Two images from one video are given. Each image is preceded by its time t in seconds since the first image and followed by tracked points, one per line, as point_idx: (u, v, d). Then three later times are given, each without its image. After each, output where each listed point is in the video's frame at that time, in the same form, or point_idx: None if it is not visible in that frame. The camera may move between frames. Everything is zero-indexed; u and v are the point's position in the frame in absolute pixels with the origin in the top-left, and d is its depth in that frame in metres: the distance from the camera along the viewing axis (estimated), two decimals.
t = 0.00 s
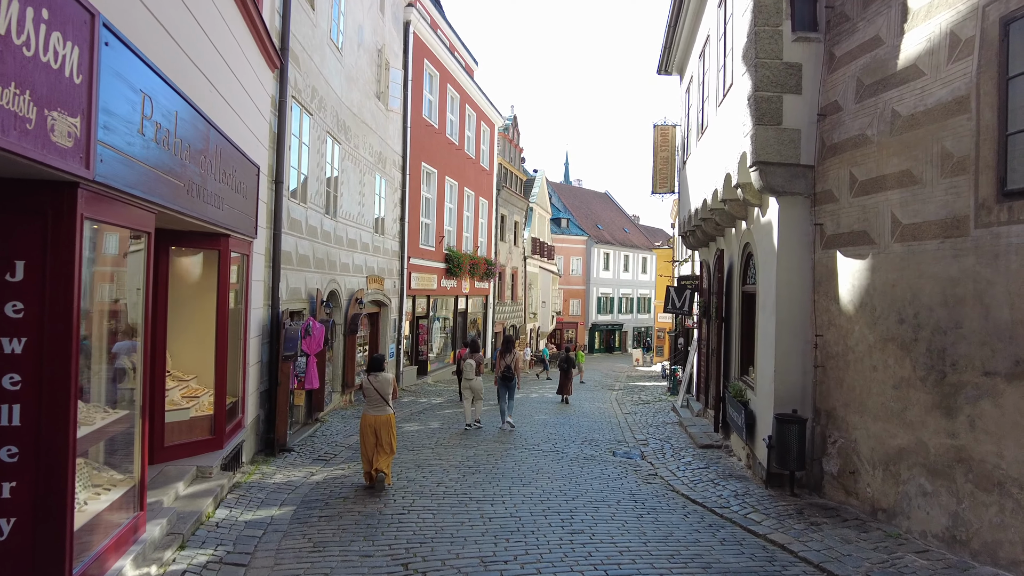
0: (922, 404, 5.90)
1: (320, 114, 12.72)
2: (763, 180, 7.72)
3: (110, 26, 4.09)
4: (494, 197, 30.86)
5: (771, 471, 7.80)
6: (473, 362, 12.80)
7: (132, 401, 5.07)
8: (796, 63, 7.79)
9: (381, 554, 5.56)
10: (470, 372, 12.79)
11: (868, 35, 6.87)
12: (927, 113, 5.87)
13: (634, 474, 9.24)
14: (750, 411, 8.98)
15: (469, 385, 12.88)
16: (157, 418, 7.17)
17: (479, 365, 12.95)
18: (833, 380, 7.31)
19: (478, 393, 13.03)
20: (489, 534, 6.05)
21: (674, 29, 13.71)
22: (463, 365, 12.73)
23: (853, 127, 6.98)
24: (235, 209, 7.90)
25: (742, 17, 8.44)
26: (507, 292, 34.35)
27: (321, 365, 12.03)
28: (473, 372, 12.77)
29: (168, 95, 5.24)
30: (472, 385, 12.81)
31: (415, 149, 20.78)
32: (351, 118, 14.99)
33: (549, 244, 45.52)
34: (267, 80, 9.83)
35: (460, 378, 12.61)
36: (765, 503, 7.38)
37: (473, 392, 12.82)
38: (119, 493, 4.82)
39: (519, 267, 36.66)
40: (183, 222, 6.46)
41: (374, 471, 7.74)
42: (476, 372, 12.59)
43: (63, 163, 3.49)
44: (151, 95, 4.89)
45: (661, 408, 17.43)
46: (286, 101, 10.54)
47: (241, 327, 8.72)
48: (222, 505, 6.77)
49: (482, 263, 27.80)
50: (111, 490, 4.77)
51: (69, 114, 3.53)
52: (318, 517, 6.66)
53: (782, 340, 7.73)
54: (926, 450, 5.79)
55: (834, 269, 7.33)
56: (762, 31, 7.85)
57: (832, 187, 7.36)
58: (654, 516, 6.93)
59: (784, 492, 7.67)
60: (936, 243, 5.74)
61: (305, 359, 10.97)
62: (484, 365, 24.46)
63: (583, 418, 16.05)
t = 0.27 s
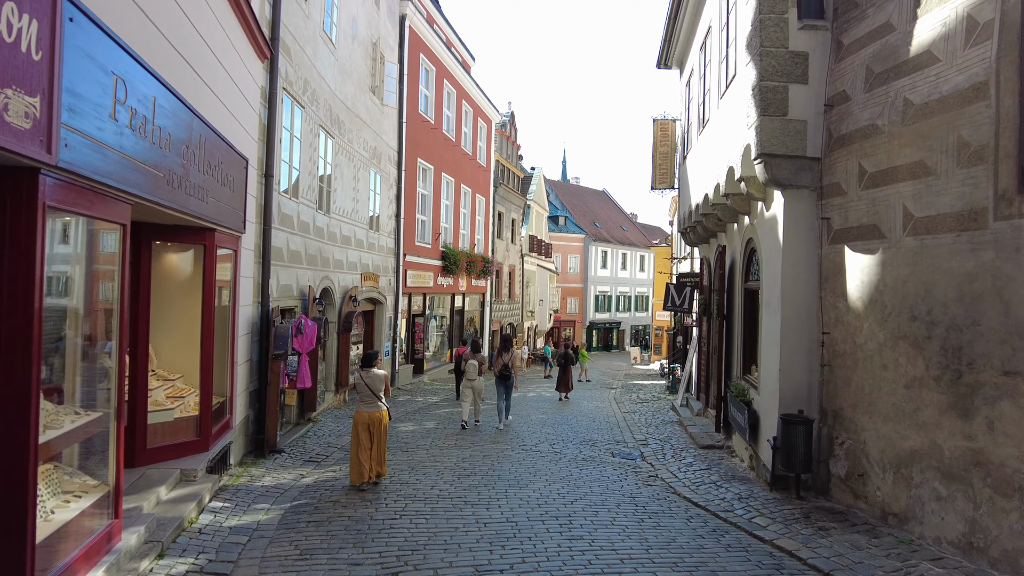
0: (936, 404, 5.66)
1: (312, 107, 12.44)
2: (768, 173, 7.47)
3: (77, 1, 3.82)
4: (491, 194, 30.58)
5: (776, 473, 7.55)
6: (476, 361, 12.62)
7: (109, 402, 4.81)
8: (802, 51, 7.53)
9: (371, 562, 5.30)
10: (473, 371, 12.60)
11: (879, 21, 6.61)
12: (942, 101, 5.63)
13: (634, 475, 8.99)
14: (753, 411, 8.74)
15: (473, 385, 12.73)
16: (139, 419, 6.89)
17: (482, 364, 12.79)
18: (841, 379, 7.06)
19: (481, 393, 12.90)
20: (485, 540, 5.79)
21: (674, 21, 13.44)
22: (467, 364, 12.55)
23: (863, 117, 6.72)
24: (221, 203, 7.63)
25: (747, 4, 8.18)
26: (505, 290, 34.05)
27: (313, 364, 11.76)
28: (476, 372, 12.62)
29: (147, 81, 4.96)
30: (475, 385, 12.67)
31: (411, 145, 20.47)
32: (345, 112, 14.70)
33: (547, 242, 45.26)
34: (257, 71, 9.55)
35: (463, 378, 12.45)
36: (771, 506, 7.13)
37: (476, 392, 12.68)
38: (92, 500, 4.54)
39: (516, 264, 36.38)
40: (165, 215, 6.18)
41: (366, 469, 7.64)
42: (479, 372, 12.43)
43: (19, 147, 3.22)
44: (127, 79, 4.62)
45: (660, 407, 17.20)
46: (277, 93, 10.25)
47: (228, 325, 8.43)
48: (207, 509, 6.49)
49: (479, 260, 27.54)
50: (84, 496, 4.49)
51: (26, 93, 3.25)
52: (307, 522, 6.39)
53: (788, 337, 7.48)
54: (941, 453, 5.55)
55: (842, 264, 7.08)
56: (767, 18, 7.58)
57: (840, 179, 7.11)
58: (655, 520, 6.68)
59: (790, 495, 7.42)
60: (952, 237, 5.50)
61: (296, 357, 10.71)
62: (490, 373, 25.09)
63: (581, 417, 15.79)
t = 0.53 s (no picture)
0: (951, 405, 5.41)
1: (303, 102, 12.14)
2: (772, 165, 7.21)
3: None
4: (488, 192, 30.30)
5: (781, 476, 7.29)
6: (477, 359, 12.48)
7: (79, 406, 4.54)
8: (808, 39, 7.26)
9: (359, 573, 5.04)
10: (474, 368, 12.42)
11: (888, 6, 6.35)
12: (957, 88, 5.37)
13: (634, 479, 8.72)
14: (757, 412, 8.47)
15: (472, 381, 12.50)
16: (118, 422, 6.61)
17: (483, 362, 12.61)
18: (848, 379, 6.81)
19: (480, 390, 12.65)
20: (478, 549, 5.53)
21: (673, 13, 13.17)
22: (467, 361, 12.38)
23: (870, 106, 6.47)
24: (206, 198, 7.36)
25: None
26: (502, 289, 33.75)
27: (305, 364, 11.48)
28: (476, 369, 12.44)
29: (121, 67, 4.71)
30: (474, 382, 12.45)
31: (406, 141, 20.19)
32: (337, 107, 14.41)
33: (544, 240, 44.98)
34: (245, 63, 9.26)
35: (462, 374, 12.22)
36: (776, 511, 6.87)
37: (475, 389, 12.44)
38: (59, 510, 4.26)
39: (513, 263, 36.10)
40: (143, 210, 5.89)
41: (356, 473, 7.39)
42: (479, 369, 12.26)
43: None
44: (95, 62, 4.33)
45: (660, 407, 16.93)
46: (265, 85, 9.95)
47: (213, 325, 8.15)
48: (189, 517, 6.20)
49: (476, 259, 27.25)
50: (49, 507, 4.21)
51: None
52: (293, 529, 6.11)
53: (792, 336, 7.22)
54: (956, 456, 5.30)
55: (850, 260, 6.82)
56: (771, 5, 7.32)
57: (847, 172, 6.85)
58: (656, 526, 6.42)
59: (795, 498, 7.16)
60: (967, 230, 5.25)
61: (287, 358, 10.44)
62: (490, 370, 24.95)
63: (579, 417, 15.51)
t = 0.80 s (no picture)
0: (972, 412, 5.16)
1: (298, 100, 11.89)
2: (781, 162, 6.94)
3: None
4: (487, 193, 30.04)
5: (790, 484, 7.03)
6: (478, 363, 12.30)
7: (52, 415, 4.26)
8: (817, 31, 7.01)
9: None
10: (474, 373, 12.23)
11: None
12: (977, 79, 5.13)
13: (637, 486, 8.45)
14: (764, 417, 8.21)
15: (472, 385, 12.30)
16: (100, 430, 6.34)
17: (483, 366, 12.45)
18: (861, 384, 6.55)
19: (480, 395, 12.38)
20: (477, 564, 5.26)
21: (675, 9, 12.92)
22: (468, 365, 12.20)
23: (883, 99, 6.20)
24: (193, 197, 7.10)
25: None
26: (501, 291, 33.49)
27: (299, 368, 11.22)
28: (477, 373, 12.25)
29: (96, 56, 4.45)
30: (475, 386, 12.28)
31: (404, 142, 19.95)
32: (333, 105, 14.15)
33: (544, 242, 44.72)
34: (236, 59, 9.00)
35: (463, 378, 12.01)
36: (786, 521, 6.60)
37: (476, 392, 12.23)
38: (27, 528, 3.98)
39: (513, 264, 35.83)
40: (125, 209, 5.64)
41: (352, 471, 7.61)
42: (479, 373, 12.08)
43: None
44: (67, 51, 4.09)
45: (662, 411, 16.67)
46: (257, 82, 9.69)
47: (202, 328, 7.88)
48: (173, 529, 5.91)
49: (475, 260, 26.99)
50: (16, 524, 3.93)
51: None
52: (282, 543, 5.84)
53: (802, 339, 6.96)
54: (979, 466, 5.05)
55: (862, 259, 6.57)
56: None
57: (859, 168, 6.60)
58: (662, 539, 6.15)
59: (805, 508, 6.90)
60: (990, 228, 5.00)
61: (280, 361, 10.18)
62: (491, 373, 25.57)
63: (580, 421, 15.24)
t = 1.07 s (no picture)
0: (999, 412, 4.92)
1: (294, 93, 11.63)
2: (793, 153, 6.69)
3: None
4: (486, 191, 29.79)
5: (804, 488, 6.78)
6: (478, 360, 12.27)
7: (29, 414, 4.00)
8: (831, 18, 6.76)
9: None
10: (475, 371, 12.22)
11: None
12: (1005, 64, 4.89)
13: (643, 490, 8.20)
14: (773, 418, 7.97)
15: (473, 383, 12.24)
16: (85, 431, 6.07)
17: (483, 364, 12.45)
18: (877, 383, 6.31)
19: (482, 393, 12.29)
20: (479, 572, 5.01)
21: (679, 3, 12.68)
22: (469, 363, 12.18)
23: (902, 87, 5.96)
24: (184, 188, 6.83)
25: None
26: (501, 290, 33.22)
27: (295, 367, 10.98)
28: (478, 370, 12.21)
29: (74, 32, 4.19)
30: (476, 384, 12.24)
31: (403, 139, 19.68)
32: (331, 100, 13.89)
33: (544, 242, 44.46)
34: (230, 48, 8.75)
35: (464, 375, 11.93)
36: (800, 526, 6.35)
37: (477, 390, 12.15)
38: None
39: (513, 264, 35.57)
40: (110, 197, 5.37)
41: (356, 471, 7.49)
42: (481, 371, 12.03)
43: None
44: (42, 23, 3.82)
45: (664, 411, 16.43)
46: (252, 72, 9.43)
47: (194, 325, 7.61)
48: (161, 534, 5.64)
49: (475, 259, 26.75)
50: None
51: None
52: (274, 548, 5.58)
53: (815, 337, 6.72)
54: (1008, 470, 4.81)
55: (878, 255, 6.33)
56: None
57: (875, 160, 6.36)
58: (671, 544, 5.90)
59: (819, 512, 6.66)
60: (1020, 220, 4.76)
61: (275, 360, 9.95)
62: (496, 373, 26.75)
63: (582, 422, 15.00)
